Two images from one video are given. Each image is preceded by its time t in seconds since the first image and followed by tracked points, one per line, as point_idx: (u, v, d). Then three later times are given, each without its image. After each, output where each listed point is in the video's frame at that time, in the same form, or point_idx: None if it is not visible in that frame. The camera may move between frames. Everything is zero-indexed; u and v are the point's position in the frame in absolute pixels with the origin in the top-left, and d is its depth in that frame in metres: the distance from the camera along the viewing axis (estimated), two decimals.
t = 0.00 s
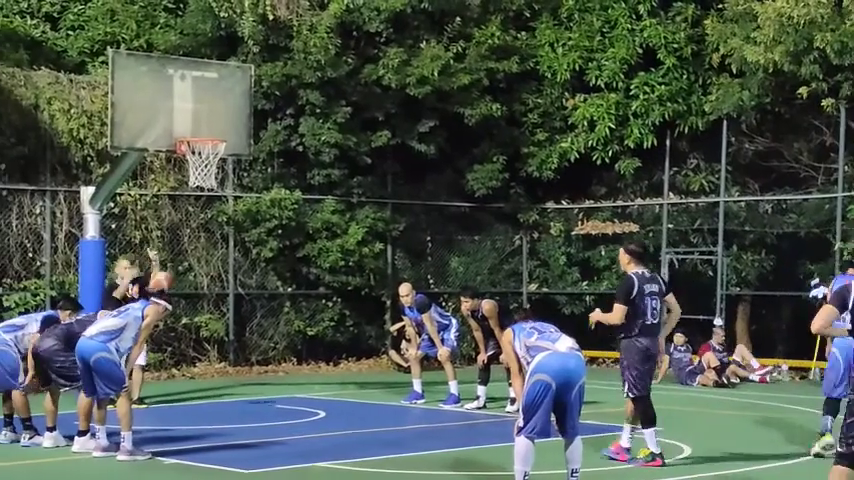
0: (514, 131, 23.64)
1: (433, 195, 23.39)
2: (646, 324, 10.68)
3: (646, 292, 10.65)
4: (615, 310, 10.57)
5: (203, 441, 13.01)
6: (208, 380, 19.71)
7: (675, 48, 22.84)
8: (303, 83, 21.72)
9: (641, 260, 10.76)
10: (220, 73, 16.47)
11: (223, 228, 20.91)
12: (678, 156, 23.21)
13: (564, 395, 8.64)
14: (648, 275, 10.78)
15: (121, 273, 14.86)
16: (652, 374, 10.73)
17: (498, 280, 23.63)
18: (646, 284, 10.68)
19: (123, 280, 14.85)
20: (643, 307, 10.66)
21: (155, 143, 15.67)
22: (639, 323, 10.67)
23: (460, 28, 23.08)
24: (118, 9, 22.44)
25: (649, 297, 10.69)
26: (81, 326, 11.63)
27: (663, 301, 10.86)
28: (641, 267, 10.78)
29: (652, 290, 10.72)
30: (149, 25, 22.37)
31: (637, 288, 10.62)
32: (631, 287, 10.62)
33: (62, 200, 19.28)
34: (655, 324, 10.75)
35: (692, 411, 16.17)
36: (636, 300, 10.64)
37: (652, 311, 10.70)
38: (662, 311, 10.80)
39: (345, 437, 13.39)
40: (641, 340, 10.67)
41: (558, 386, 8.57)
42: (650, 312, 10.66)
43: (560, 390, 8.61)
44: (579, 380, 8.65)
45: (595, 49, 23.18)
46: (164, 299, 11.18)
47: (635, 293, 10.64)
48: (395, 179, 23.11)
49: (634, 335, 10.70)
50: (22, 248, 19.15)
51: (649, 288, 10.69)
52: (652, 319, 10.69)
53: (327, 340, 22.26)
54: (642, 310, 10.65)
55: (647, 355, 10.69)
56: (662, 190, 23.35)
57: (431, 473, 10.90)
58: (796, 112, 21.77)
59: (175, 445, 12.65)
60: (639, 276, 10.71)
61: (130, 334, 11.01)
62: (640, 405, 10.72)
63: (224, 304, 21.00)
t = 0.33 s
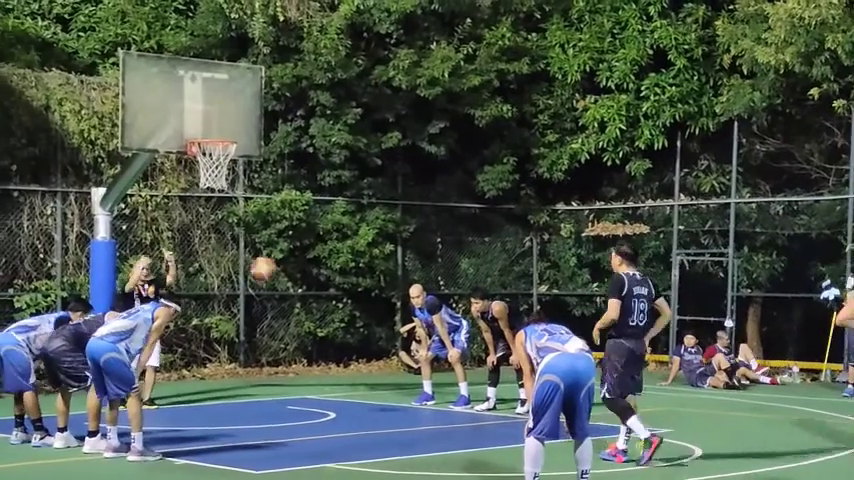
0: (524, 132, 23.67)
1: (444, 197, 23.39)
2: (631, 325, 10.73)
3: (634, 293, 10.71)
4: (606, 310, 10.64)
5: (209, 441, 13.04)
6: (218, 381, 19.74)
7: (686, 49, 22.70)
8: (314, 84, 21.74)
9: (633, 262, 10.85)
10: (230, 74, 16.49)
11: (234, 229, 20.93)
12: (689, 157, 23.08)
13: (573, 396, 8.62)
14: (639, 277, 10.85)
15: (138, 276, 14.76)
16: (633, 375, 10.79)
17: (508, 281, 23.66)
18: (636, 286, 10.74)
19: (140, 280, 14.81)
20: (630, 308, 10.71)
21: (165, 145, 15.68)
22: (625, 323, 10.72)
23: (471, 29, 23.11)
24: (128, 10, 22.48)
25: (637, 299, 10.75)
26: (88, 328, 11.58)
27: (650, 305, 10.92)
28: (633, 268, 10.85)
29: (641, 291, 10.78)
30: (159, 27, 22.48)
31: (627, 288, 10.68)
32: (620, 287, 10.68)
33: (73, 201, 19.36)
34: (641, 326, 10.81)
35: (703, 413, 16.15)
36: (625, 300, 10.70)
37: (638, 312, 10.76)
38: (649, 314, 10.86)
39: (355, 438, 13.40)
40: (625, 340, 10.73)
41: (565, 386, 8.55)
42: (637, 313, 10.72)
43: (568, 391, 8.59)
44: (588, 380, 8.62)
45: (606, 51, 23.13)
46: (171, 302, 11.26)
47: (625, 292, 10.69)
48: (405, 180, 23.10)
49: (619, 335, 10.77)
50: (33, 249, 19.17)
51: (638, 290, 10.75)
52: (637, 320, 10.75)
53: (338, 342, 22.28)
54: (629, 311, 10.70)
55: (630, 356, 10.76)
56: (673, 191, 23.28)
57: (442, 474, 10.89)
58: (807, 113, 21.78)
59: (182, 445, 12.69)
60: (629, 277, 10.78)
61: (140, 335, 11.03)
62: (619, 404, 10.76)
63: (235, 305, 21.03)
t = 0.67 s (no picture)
0: (531, 133, 23.68)
1: (451, 198, 23.39)
2: (619, 325, 10.84)
3: (624, 294, 10.80)
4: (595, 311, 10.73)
5: (212, 442, 13.07)
6: (225, 382, 19.77)
7: (693, 50, 22.63)
8: (321, 85, 21.75)
9: (621, 263, 10.94)
10: (237, 75, 16.51)
11: (241, 230, 20.95)
12: (696, 158, 23.06)
13: (578, 397, 8.62)
14: (628, 278, 10.93)
15: (146, 277, 14.88)
16: (620, 374, 10.92)
17: (515, 282, 23.68)
18: (626, 287, 10.83)
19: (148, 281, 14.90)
20: (619, 308, 10.82)
21: (173, 146, 15.69)
22: (614, 323, 10.82)
23: (478, 30, 23.12)
24: (136, 11, 22.51)
25: (626, 299, 10.84)
26: (96, 328, 11.63)
27: (639, 305, 11.02)
28: (621, 270, 10.91)
29: (630, 292, 10.87)
30: (167, 28, 22.52)
31: (616, 289, 10.76)
32: (610, 289, 10.75)
33: (80, 202, 19.39)
34: (629, 327, 10.92)
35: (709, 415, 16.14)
36: (614, 300, 10.78)
37: (626, 313, 10.86)
38: (637, 315, 10.97)
39: (361, 439, 13.40)
40: (613, 340, 10.84)
41: (571, 387, 8.54)
42: (626, 313, 10.83)
43: (574, 392, 8.58)
44: (594, 382, 8.62)
45: (613, 52, 23.10)
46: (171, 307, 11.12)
47: (614, 293, 10.77)
48: (412, 181, 23.11)
49: (607, 336, 10.86)
50: (41, 250, 19.20)
51: (627, 291, 10.84)
52: (625, 321, 10.86)
53: (344, 343, 22.31)
54: (617, 312, 10.80)
55: (618, 355, 10.87)
56: (679, 193, 23.23)
57: (448, 474, 10.87)
58: (815, 115, 21.76)
59: (185, 445, 12.72)
60: (618, 278, 10.84)
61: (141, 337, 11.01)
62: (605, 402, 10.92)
63: (242, 306, 21.04)
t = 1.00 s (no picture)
0: (539, 133, 23.69)
1: (458, 198, 23.41)
2: (599, 328, 10.99)
3: (602, 298, 10.91)
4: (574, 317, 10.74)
5: (219, 442, 13.06)
6: (232, 381, 19.79)
7: (701, 51, 22.56)
8: (328, 85, 21.78)
9: (599, 266, 10.95)
10: (244, 75, 16.53)
11: (248, 230, 20.96)
12: (703, 159, 23.04)
13: (586, 399, 8.60)
14: (605, 279, 11.00)
15: (146, 275, 15.02)
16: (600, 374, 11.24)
17: (522, 283, 23.69)
18: (605, 290, 10.92)
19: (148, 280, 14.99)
20: (598, 312, 10.95)
21: (180, 146, 15.70)
22: (595, 326, 10.95)
23: (485, 30, 23.05)
24: (144, 11, 22.56)
25: (604, 302, 10.96)
26: (106, 327, 11.65)
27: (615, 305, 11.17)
28: (599, 271, 10.97)
29: (608, 294, 10.99)
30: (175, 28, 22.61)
31: (596, 294, 10.84)
32: (590, 294, 10.84)
33: (87, 202, 19.42)
34: (606, 328, 11.09)
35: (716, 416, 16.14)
36: (594, 304, 10.88)
37: (605, 315, 11.01)
38: (613, 315, 11.13)
39: (369, 439, 13.42)
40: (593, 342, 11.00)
41: (578, 388, 8.53)
42: (605, 316, 10.98)
43: (582, 393, 8.56)
44: (601, 382, 8.60)
45: (620, 52, 23.09)
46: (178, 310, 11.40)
47: (594, 297, 10.85)
48: (419, 181, 23.11)
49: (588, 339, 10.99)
50: (48, 250, 19.22)
51: (606, 294, 10.94)
52: (605, 323, 11.02)
53: (351, 342, 22.32)
54: (597, 314, 10.93)
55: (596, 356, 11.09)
56: (686, 193, 23.22)
57: (456, 474, 10.89)
58: (822, 115, 21.65)
59: (193, 445, 12.72)
60: (597, 282, 10.90)
61: (148, 338, 11.08)
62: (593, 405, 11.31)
63: (249, 306, 21.05)
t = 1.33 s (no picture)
0: (550, 133, 23.70)
1: (469, 197, 23.42)
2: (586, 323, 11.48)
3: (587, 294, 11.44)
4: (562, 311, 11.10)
5: (229, 442, 12.99)
6: (243, 380, 19.80)
7: (713, 51, 22.51)
8: (340, 84, 21.84)
9: (586, 265, 11.26)
10: (256, 75, 16.55)
11: (259, 229, 20.99)
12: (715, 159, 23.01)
13: (597, 398, 8.57)
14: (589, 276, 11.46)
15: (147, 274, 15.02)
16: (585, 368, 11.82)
17: (533, 282, 23.69)
18: (589, 286, 11.42)
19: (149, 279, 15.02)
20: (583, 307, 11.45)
21: (192, 145, 15.72)
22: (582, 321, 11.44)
23: (497, 30, 23.10)
24: (156, 10, 22.61)
25: (590, 298, 11.48)
26: (118, 325, 11.70)
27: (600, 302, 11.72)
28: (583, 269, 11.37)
29: (593, 291, 11.50)
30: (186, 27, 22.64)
31: (580, 290, 11.30)
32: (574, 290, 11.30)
33: (100, 200, 19.43)
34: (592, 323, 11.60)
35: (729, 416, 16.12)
36: (579, 300, 11.35)
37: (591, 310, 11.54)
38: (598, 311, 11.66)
39: (380, 438, 13.42)
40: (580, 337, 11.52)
41: (590, 388, 8.51)
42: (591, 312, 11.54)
43: (594, 392, 8.54)
44: (613, 382, 8.56)
45: (632, 52, 23.07)
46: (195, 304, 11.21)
47: (579, 294, 11.31)
48: (430, 181, 23.12)
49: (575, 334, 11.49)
50: (60, 248, 19.26)
51: (591, 290, 11.45)
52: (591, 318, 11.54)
53: (362, 342, 22.32)
54: (584, 311, 11.44)
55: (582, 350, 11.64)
56: (698, 193, 23.19)
57: (467, 473, 10.86)
58: (834, 115, 21.62)
59: (202, 445, 12.64)
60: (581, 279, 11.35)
61: (161, 335, 11.09)
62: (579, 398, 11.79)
63: (260, 305, 21.07)
